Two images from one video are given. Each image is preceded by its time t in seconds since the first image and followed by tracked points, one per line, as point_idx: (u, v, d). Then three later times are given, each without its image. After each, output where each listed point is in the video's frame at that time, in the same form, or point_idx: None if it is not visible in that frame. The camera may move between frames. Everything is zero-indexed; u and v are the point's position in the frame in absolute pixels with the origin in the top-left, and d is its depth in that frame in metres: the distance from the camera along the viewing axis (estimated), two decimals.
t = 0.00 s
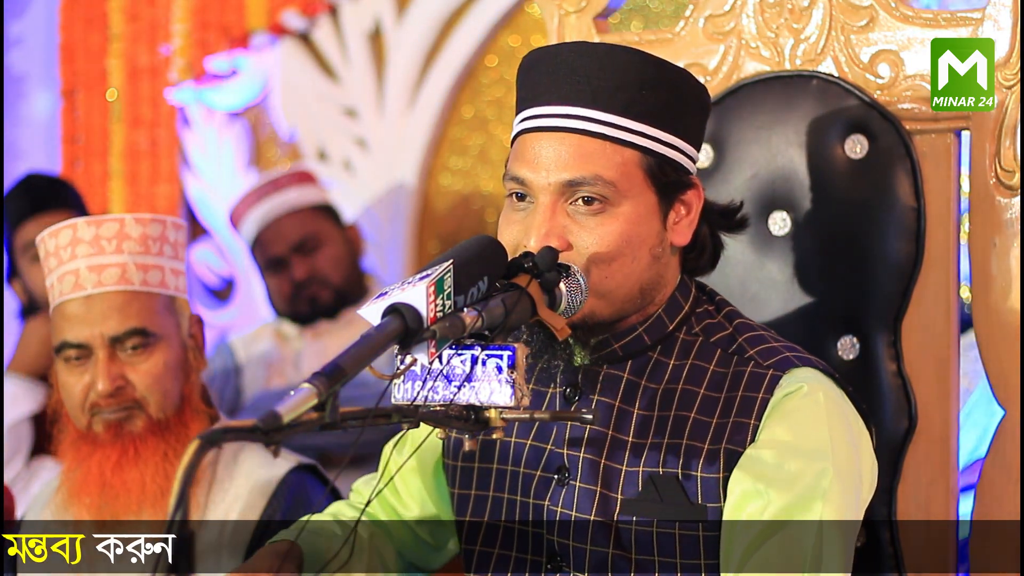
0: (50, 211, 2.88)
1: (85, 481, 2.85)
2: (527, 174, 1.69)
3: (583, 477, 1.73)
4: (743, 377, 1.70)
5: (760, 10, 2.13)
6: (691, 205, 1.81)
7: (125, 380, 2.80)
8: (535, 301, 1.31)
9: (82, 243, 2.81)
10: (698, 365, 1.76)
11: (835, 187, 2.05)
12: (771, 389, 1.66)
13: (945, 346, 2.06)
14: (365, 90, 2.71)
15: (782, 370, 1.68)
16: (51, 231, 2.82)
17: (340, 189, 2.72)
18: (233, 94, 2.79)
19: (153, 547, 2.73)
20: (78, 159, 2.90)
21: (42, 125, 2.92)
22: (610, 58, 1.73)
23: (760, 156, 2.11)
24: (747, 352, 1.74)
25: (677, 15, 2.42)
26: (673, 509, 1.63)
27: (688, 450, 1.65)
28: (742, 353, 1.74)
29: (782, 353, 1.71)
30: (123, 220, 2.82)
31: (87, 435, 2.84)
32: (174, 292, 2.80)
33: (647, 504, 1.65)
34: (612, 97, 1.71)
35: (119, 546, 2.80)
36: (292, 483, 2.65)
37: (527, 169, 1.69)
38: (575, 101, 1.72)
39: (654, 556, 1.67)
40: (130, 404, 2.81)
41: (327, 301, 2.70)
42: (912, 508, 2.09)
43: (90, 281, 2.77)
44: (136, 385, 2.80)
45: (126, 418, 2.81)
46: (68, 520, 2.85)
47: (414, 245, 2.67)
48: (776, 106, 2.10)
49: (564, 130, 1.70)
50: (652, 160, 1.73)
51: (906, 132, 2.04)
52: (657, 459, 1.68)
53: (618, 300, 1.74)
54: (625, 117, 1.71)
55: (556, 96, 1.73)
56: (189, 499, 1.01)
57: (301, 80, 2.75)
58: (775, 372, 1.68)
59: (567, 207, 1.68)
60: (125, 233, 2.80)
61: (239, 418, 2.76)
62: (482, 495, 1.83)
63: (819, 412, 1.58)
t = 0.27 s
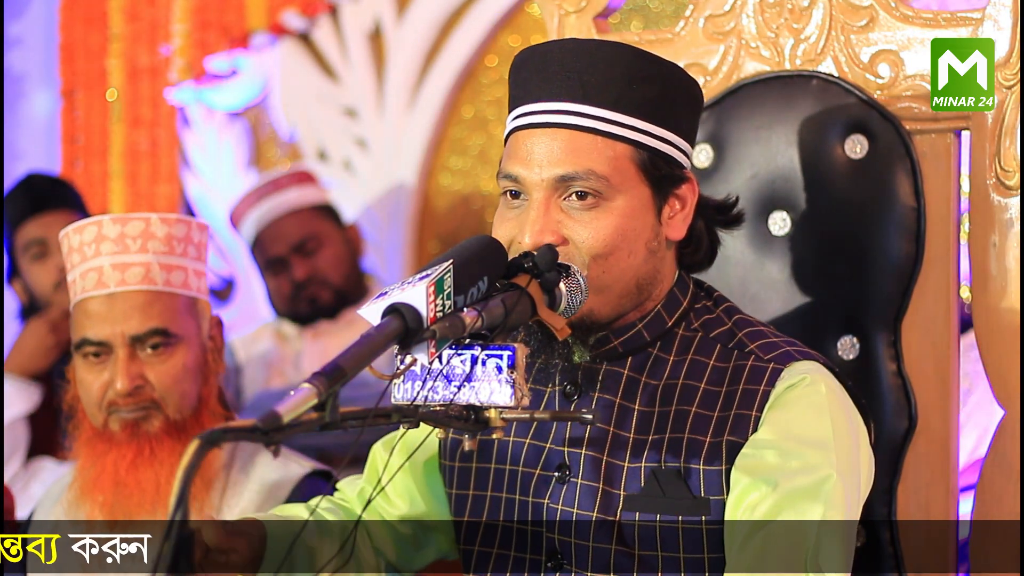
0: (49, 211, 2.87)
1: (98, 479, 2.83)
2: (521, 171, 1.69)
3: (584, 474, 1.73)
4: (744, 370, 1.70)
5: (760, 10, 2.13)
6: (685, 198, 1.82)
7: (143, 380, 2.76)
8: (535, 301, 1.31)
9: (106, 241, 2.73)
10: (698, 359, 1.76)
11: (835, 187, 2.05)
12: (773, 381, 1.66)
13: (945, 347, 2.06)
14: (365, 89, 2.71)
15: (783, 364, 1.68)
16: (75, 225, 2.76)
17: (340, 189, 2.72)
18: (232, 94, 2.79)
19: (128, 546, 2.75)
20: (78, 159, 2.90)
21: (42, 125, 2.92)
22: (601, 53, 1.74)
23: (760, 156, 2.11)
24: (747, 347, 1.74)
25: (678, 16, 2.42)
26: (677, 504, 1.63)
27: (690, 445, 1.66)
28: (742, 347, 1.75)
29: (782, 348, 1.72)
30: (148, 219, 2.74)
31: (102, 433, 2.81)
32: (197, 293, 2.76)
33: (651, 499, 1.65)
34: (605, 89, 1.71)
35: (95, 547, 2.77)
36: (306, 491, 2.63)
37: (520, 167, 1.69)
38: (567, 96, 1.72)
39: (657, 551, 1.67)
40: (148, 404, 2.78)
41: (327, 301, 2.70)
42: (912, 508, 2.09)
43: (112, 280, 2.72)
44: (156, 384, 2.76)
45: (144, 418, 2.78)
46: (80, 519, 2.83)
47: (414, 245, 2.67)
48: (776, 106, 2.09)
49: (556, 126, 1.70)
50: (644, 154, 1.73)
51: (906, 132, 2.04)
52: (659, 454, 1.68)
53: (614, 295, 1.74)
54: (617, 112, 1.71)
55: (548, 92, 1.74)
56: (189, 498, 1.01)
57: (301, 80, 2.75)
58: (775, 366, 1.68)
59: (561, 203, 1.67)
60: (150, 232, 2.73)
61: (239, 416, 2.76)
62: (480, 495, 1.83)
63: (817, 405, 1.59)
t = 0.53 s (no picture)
0: (49, 210, 2.87)
1: (106, 477, 2.82)
2: (517, 174, 1.68)
3: (585, 472, 1.73)
4: (742, 365, 1.70)
5: (760, 10, 2.13)
6: (680, 196, 1.83)
7: (155, 379, 2.76)
8: (535, 301, 1.31)
9: (122, 239, 2.74)
10: (697, 356, 1.77)
11: (835, 187, 2.05)
12: (771, 375, 1.65)
13: (945, 346, 2.06)
14: (365, 89, 2.71)
15: (782, 358, 1.68)
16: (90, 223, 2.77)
17: (340, 189, 2.72)
18: (232, 94, 2.79)
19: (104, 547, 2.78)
20: (78, 159, 2.90)
21: (42, 125, 2.92)
22: (592, 52, 1.73)
23: (760, 156, 2.11)
24: (745, 342, 1.74)
25: (678, 15, 2.42)
26: (678, 498, 1.64)
27: (691, 439, 1.66)
28: (740, 343, 1.75)
29: (780, 342, 1.72)
30: (164, 219, 2.75)
31: (111, 432, 2.80)
32: (210, 294, 2.75)
33: (652, 495, 1.65)
34: (599, 87, 1.71)
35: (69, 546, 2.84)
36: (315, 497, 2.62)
37: (517, 169, 1.69)
38: (558, 95, 1.72)
39: (659, 547, 1.67)
40: (158, 404, 2.76)
41: (327, 301, 2.70)
42: (911, 507, 2.09)
43: (127, 278, 2.72)
44: (166, 384, 2.75)
45: (153, 418, 2.77)
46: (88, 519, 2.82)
47: (414, 245, 2.67)
48: (776, 106, 2.09)
49: (551, 127, 1.70)
50: (640, 153, 1.73)
51: (906, 132, 2.04)
52: (659, 450, 1.69)
53: (614, 295, 1.74)
54: (611, 111, 1.72)
55: (541, 92, 1.73)
56: (189, 498, 1.01)
57: (301, 80, 2.75)
58: (774, 360, 1.68)
59: (560, 204, 1.67)
60: (165, 232, 2.73)
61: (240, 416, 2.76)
62: (478, 495, 1.82)
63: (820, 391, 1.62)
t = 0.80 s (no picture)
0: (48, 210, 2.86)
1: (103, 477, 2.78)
2: (517, 176, 1.69)
3: (587, 470, 1.72)
4: (740, 357, 1.70)
5: (760, 10, 2.13)
6: (674, 195, 1.84)
7: (149, 378, 2.69)
8: (535, 301, 1.31)
9: (116, 239, 2.62)
10: (696, 351, 1.77)
11: (835, 187, 2.05)
12: (769, 361, 1.66)
13: (945, 346, 2.06)
14: (365, 90, 2.71)
15: (778, 347, 1.68)
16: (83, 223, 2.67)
17: (340, 189, 2.72)
18: (232, 95, 2.80)
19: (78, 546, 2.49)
20: (77, 159, 2.90)
21: (41, 125, 2.91)
22: (588, 51, 1.73)
23: (760, 157, 2.11)
24: (742, 336, 1.74)
25: (678, 16, 2.42)
26: (683, 492, 1.64)
27: (693, 433, 1.66)
28: (738, 337, 1.75)
29: (777, 333, 1.72)
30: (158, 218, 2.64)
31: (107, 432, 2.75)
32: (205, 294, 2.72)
33: (655, 490, 1.66)
34: (597, 88, 1.71)
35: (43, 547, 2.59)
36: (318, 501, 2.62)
37: (516, 172, 1.69)
38: (552, 95, 1.71)
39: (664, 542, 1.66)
40: (152, 404, 2.69)
41: (327, 300, 2.70)
42: (911, 507, 2.09)
43: (121, 278, 2.63)
44: (161, 383, 2.70)
45: (147, 418, 2.69)
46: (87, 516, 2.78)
47: (414, 245, 2.67)
48: (776, 106, 2.10)
49: (549, 128, 1.70)
50: (637, 152, 1.74)
51: (906, 132, 2.04)
52: (661, 445, 1.68)
53: (616, 295, 1.75)
54: (610, 111, 1.72)
55: (537, 92, 1.73)
56: (189, 499, 1.01)
57: (301, 80, 2.75)
58: (771, 349, 1.68)
59: (561, 205, 1.68)
60: (160, 232, 2.63)
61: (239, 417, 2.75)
62: (476, 497, 1.82)
63: (824, 371, 1.62)
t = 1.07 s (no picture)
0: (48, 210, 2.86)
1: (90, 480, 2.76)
2: (521, 173, 1.69)
3: (588, 467, 1.72)
4: (741, 350, 1.72)
5: (760, 10, 2.13)
6: (670, 191, 1.85)
7: (136, 378, 2.72)
8: (535, 300, 1.31)
9: (99, 241, 2.66)
10: (695, 346, 1.78)
11: (835, 187, 2.05)
12: (773, 352, 1.68)
13: (945, 346, 2.06)
14: (365, 90, 2.71)
15: (779, 339, 1.70)
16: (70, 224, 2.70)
17: (340, 189, 2.72)
18: (233, 94, 2.80)
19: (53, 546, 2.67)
20: (77, 159, 2.90)
21: (41, 125, 2.91)
22: (586, 48, 1.74)
23: (760, 157, 2.11)
24: (742, 329, 1.76)
25: (678, 16, 2.42)
26: (690, 487, 1.64)
27: (698, 428, 1.68)
28: (736, 330, 1.77)
29: (776, 326, 1.75)
30: (140, 219, 2.67)
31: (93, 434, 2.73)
32: (190, 293, 2.74)
33: (659, 484, 1.66)
34: (598, 83, 1.72)
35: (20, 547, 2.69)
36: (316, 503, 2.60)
37: (520, 169, 1.69)
38: (550, 94, 1.72)
39: (667, 537, 1.66)
40: (140, 404, 2.72)
41: (327, 299, 2.70)
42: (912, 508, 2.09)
43: (105, 279, 2.66)
44: (148, 385, 2.72)
45: (135, 418, 2.72)
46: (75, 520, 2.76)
47: (414, 244, 2.67)
48: (775, 106, 2.10)
49: (553, 125, 1.70)
50: (639, 147, 1.76)
51: (906, 132, 2.04)
52: (664, 440, 1.69)
53: (620, 290, 1.75)
54: (612, 106, 1.73)
55: (537, 89, 1.72)
56: (189, 499, 1.00)
57: (302, 80, 2.75)
58: (772, 341, 1.70)
59: (566, 200, 1.68)
60: (142, 232, 2.65)
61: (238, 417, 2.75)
62: (469, 498, 1.82)
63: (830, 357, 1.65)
